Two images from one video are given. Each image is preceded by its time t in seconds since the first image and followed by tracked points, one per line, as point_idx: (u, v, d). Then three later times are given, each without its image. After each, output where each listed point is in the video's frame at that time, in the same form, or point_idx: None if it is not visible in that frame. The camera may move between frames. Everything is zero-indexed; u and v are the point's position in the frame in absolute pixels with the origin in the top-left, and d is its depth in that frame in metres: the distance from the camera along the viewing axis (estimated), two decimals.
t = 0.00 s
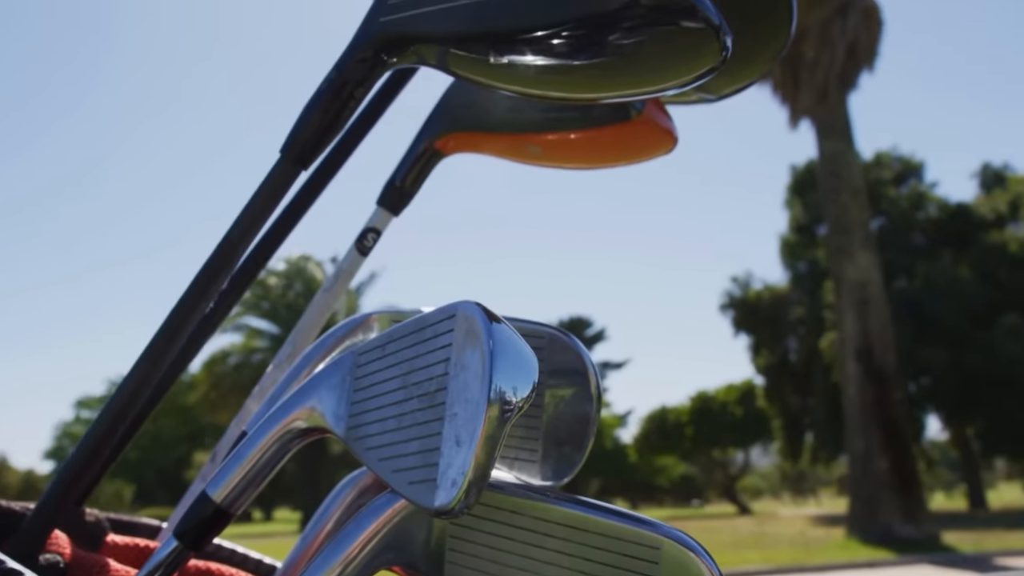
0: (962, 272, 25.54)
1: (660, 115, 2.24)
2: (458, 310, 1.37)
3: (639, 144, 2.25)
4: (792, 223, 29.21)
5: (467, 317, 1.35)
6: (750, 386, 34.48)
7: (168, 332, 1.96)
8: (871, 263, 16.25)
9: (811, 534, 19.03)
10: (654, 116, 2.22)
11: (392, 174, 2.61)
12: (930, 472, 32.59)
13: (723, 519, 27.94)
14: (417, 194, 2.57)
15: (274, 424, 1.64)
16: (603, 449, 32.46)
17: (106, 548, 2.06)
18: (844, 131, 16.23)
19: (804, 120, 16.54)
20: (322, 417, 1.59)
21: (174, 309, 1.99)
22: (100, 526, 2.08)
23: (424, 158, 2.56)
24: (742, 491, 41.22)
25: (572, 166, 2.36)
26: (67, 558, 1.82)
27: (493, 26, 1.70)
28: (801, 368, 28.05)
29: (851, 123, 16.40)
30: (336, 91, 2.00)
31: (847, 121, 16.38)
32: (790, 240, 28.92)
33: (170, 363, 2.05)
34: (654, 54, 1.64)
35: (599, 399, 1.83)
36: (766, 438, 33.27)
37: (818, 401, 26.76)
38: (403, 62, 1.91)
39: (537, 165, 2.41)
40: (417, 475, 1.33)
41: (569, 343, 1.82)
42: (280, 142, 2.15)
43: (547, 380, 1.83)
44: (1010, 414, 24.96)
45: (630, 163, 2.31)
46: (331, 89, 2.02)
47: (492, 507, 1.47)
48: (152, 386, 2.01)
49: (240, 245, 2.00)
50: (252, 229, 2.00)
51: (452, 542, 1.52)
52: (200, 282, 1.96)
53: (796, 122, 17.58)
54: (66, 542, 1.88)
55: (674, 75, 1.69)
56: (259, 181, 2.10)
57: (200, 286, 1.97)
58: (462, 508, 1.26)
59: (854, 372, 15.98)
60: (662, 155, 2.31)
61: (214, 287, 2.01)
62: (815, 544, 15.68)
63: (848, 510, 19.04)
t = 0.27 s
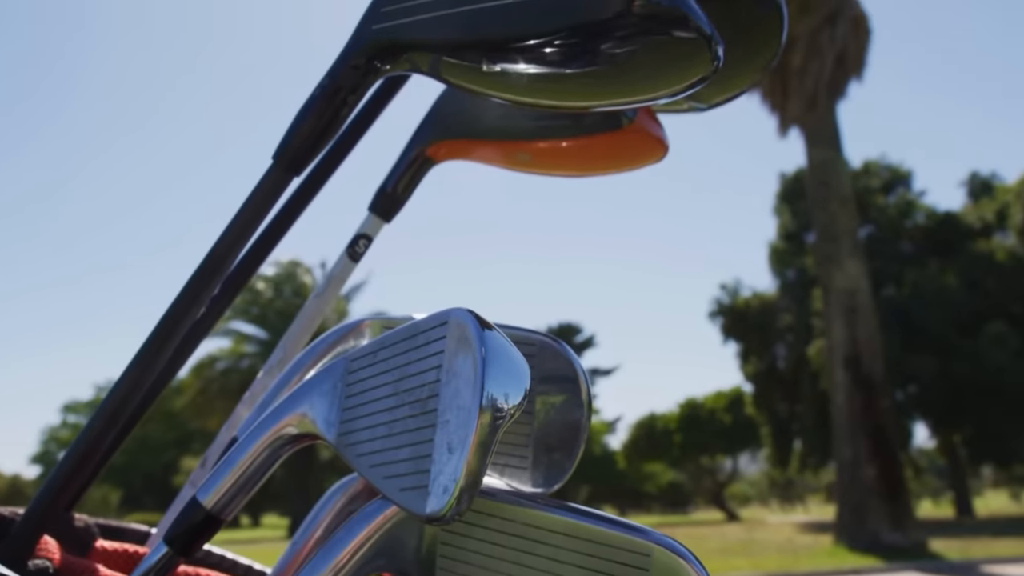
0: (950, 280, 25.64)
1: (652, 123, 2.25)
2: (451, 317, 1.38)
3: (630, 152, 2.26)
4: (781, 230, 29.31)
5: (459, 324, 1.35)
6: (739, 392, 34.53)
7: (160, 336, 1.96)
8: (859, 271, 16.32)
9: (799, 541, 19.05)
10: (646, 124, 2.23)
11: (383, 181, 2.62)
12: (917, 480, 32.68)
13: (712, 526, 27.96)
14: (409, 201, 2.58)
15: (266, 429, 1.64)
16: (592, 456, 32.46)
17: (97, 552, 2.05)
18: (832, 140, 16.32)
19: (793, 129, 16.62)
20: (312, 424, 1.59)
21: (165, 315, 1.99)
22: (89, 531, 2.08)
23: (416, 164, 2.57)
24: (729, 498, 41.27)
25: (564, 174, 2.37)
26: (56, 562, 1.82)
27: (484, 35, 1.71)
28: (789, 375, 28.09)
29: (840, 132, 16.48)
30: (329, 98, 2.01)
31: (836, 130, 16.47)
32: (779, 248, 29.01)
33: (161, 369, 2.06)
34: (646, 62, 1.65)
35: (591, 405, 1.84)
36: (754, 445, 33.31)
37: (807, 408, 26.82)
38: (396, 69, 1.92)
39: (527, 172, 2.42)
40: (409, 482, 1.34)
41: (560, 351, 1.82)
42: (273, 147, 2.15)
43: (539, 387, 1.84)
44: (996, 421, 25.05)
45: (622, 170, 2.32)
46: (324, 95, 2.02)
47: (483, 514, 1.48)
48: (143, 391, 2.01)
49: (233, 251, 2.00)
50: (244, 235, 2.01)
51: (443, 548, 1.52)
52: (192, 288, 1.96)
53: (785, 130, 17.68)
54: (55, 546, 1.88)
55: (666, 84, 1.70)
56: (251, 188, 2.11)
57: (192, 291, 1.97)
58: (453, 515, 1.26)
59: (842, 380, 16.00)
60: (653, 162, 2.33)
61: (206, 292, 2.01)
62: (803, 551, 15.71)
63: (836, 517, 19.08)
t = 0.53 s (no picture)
0: (937, 289, 25.74)
1: (642, 131, 2.26)
2: (443, 322, 1.38)
3: (619, 160, 2.28)
4: (769, 238, 29.46)
5: (452, 328, 1.36)
6: (727, 400, 34.62)
7: (149, 341, 1.95)
8: (847, 279, 16.39)
9: (786, 548, 19.12)
10: (636, 133, 2.25)
11: (374, 187, 2.62)
12: (903, 488, 32.80)
13: (699, 533, 28.01)
14: (400, 206, 2.58)
15: (255, 433, 1.64)
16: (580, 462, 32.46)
17: (83, 556, 2.04)
18: (821, 148, 16.40)
19: (781, 137, 16.71)
20: (303, 429, 1.59)
21: (156, 319, 1.99)
22: (77, 535, 2.07)
23: (408, 169, 2.57)
24: (716, 505, 41.37)
25: (555, 180, 2.38)
26: (44, 566, 1.82)
27: (477, 41, 1.72)
28: (777, 383, 28.20)
29: (828, 140, 16.56)
30: (322, 103, 2.01)
31: (825, 139, 16.55)
32: (767, 256, 29.13)
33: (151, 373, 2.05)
34: (637, 71, 1.66)
35: (581, 410, 1.85)
36: (741, 452, 33.42)
37: (794, 416, 26.92)
38: (389, 75, 1.92)
39: (518, 179, 2.44)
40: (399, 487, 1.34)
41: (550, 357, 1.83)
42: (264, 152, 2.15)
43: (529, 391, 1.84)
44: (982, 430, 25.16)
45: (612, 177, 2.34)
46: (317, 100, 2.02)
47: (472, 519, 1.49)
48: (133, 395, 2.01)
49: (222, 255, 2.00)
50: (233, 239, 2.00)
51: (432, 554, 1.53)
52: (181, 293, 1.96)
53: (775, 138, 17.78)
54: (43, 550, 1.88)
55: (657, 93, 1.71)
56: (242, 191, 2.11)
57: (182, 295, 1.97)
58: (444, 520, 1.26)
59: (829, 387, 16.04)
60: (644, 171, 2.34)
61: (196, 297, 2.01)
62: (790, 558, 15.75)
63: (823, 525, 19.14)
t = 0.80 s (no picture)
0: (927, 295, 25.82)
1: (635, 138, 2.27)
2: (437, 326, 1.38)
3: (612, 165, 2.29)
4: (760, 244, 29.54)
5: (444, 332, 1.36)
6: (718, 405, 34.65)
7: (142, 344, 1.95)
8: (838, 285, 16.45)
9: (777, 554, 19.13)
10: (629, 139, 2.26)
11: (367, 192, 2.62)
12: (893, 493, 32.88)
13: (690, 539, 28.01)
14: (393, 211, 2.58)
15: (248, 438, 1.64)
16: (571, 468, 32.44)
17: (73, 560, 2.03)
18: (812, 154, 16.46)
19: (773, 143, 16.77)
20: (296, 432, 1.59)
21: (148, 323, 1.99)
22: (69, 538, 2.07)
23: (401, 175, 2.57)
24: (707, 510, 41.42)
25: (547, 184, 2.40)
26: (35, 570, 1.82)
27: (472, 46, 1.72)
28: (767, 388, 28.24)
29: (819, 146, 16.61)
30: (316, 107, 2.00)
31: (816, 144, 16.60)
32: (758, 261, 29.21)
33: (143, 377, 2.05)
34: (630, 77, 1.68)
35: (573, 414, 1.86)
36: (731, 457, 33.46)
37: (785, 421, 26.96)
38: (383, 79, 1.92)
39: (511, 183, 2.44)
40: (392, 491, 1.34)
41: (543, 362, 1.83)
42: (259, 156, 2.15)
43: (522, 397, 1.84)
44: (972, 435, 25.23)
45: (604, 182, 2.35)
46: (311, 103, 2.02)
47: (464, 523, 1.49)
48: (125, 398, 2.00)
49: (216, 259, 2.00)
50: (228, 243, 2.00)
51: (426, 557, 1.54)
52: (174, 297, 1.96)
53: (766, 144, 17.84)
54: (33, 553, 1.87)
55: (650, 99, 1.73)
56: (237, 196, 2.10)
57: (176, 299, 1.96)
58: (435, 524, 1.27)
59: (820, 393, 16.06)
60: (636, 175, 2.35)
61: (190, 301, 2.00)
62: (780, 564, 15.75)
63: (814, 530, 19.16)
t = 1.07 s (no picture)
0: (916, 304, 25.90)
1: (628, 144, 2.29)
2: (431, 332, 1.38)
3: (605, 173, 2.31)
4: (751, 252, 29.62)
5: (438, 339, 1.36)
6: (708, 413, 34.66)
7: (134, 350, 1.94)
8: (828, 293, 16.50)
9: (766, 562, 19.12)
10: (623, 145, 2.28)
11: (360, 198, 2.62)
12: (882, 502, 32.94)
13: (681, 547, 27.99)
14: (386, 216, 2.57)
15: (240, 443, 1.64)
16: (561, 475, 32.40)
17: (63, 565, 2.03)
18: (802, 163, 16.54)
19: (764, 151, 16.83)
20: (288, 438, 1.59)
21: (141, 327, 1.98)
22: (59, 543, 2.07)
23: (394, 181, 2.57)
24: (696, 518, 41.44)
25: (540, 192, 2.40)
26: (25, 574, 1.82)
27: (468, 53, 1.72)
28: (757, 396, 28.27)
29: (810, 154, 16.68)
30: (310, 113, 2.00)
31: (806, 153, 16.67)
32: (748, 269, 29.31)
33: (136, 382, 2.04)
34: (623, 84, 1.68)
35: (564, 421, 1.87)
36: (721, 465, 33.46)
37: (774, 429, 27.00)
38: (378, 85, 1.92)
39: (505, 191, 2.45)
40: (386, 496, 1.34)
41: (535, 368, 1.85)
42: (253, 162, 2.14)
43: (515, 402, 1.85)
44: (961, 445, 25.30)
45: (596, 190, 2.36)
46: (306, 109, 2.01)
47: (459, 528, 1.48)
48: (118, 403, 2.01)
49: (208, 265, 1.99)
50: (221, 247, 1.99)
51: (417, 561, 1.53)
52: (166, 302, 1.95)
53: (756, 152, 17.90)
54: (23, 559, 1.87)
55: (643, 108, 1.75)
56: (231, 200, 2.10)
57: (168, 305, 1.96)
58: (428, 530, 1.27)
59: (810, 401, 16.08)
60: (628, 184, 2.36)
61: (183, 306, 2.00)
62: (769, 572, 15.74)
63: (803, 538, 19.18)
